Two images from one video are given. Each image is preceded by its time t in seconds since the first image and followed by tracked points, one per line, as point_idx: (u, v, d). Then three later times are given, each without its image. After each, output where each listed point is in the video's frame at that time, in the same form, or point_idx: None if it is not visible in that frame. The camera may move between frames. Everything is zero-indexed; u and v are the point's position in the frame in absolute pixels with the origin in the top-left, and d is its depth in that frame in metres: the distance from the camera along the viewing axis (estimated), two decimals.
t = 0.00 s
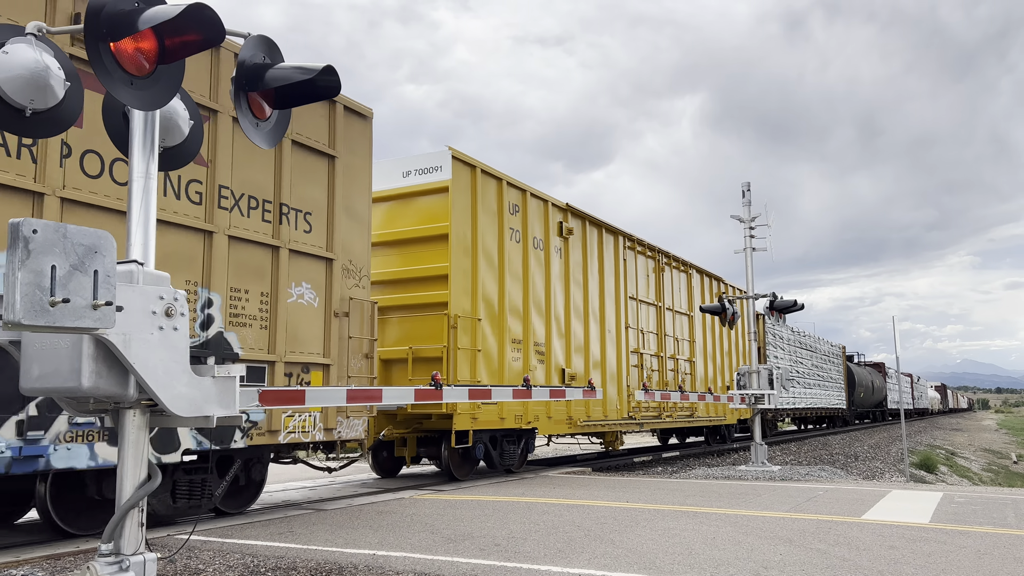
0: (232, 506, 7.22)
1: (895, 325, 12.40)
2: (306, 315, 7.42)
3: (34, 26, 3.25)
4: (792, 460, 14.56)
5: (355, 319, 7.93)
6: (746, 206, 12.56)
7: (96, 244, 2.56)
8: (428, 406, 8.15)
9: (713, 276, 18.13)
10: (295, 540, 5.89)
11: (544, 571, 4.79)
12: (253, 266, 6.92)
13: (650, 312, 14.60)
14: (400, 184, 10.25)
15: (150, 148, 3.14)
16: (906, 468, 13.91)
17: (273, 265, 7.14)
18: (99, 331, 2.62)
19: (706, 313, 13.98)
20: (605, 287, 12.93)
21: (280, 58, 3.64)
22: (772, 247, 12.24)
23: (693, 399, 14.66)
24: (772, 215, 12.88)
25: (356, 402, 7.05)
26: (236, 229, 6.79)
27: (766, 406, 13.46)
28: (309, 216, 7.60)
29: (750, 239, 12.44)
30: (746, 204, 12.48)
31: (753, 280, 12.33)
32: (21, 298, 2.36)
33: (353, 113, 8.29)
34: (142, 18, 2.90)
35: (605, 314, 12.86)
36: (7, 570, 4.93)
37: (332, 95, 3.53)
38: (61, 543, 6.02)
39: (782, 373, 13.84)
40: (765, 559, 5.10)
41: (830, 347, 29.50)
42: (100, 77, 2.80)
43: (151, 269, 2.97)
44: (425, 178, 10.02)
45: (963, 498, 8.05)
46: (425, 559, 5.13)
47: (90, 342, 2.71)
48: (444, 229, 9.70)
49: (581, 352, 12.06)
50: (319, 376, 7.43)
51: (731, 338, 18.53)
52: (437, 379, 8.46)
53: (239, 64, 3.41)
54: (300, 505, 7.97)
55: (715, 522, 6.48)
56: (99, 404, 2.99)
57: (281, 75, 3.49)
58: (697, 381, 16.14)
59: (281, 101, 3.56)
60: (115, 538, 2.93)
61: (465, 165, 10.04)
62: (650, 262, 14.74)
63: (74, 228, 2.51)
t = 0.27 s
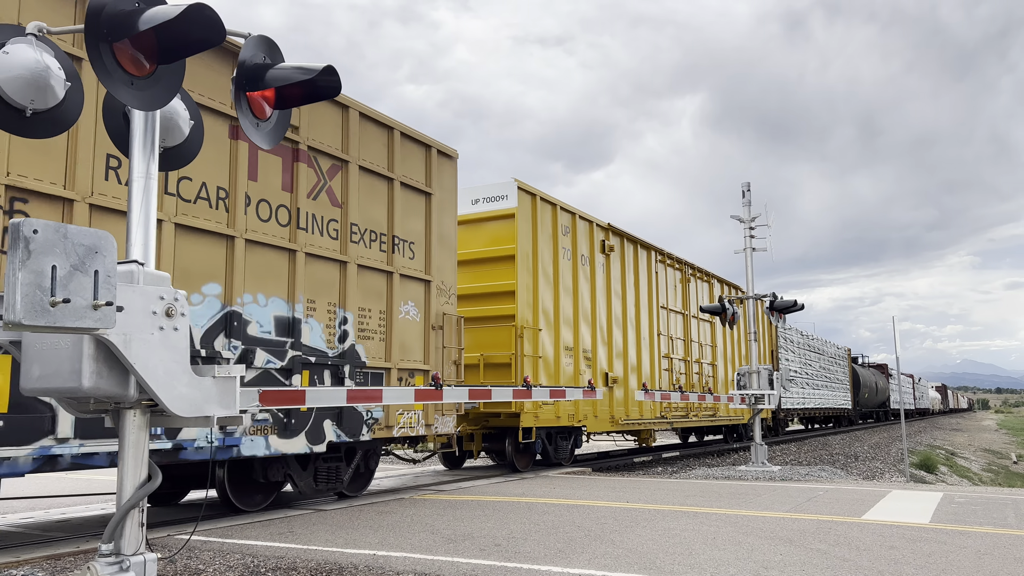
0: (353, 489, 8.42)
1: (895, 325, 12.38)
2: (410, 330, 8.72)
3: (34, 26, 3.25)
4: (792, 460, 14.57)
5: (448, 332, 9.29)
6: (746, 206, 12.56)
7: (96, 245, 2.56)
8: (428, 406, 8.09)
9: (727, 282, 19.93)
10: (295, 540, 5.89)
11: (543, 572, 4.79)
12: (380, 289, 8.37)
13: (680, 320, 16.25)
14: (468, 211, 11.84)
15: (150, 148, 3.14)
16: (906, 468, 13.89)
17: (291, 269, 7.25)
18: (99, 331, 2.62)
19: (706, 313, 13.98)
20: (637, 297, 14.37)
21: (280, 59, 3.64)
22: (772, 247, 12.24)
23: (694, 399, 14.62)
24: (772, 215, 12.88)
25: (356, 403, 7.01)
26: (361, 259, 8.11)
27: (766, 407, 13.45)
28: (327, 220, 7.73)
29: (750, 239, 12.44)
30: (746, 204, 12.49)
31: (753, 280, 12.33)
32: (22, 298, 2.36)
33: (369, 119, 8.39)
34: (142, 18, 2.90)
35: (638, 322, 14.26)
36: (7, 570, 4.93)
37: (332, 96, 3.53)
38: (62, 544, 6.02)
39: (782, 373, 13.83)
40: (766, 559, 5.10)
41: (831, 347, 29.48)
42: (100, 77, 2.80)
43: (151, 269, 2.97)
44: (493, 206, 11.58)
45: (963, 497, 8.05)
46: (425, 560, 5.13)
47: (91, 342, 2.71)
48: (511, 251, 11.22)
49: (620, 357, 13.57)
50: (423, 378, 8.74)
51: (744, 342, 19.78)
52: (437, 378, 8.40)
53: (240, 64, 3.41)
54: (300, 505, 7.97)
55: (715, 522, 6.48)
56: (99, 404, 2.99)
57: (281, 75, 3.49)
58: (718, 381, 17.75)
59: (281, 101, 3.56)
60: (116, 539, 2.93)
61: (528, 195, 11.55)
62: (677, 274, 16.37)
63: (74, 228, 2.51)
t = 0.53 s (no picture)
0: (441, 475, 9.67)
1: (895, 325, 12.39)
2: (485, 337, 9.93)
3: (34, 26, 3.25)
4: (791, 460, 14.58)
5: (518, 341, 10.50)
6: (745, 206, 12.57)
7: (96, 245, 2.56)
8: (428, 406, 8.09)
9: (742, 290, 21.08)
10: (295, 541, 5.90)
11: (543, 573, 4.78)
12: (465, 305, 9.63)
13: (705, 327, 17.29)
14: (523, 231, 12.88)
15: (150, 148, 3.14)
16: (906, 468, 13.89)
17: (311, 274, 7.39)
18: (99, 331, 2.62)
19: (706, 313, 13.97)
20: (669, 306, 15.35)
21: (280, 59, 3.64)
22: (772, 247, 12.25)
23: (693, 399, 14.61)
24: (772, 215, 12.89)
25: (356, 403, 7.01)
26: (450, 280, 9.40)
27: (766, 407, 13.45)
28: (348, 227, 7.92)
29: (750, 239, 12.44)
30: (746, 204, 12.49)
31: (753, 280, 12.33)
32: (22, 298, 2.36)
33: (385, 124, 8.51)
34: (142, 18, 2.90)
35: (671, 329, 15.28)
36: (6, 570, 4.93)
37: (332, 96, 3.53)
38: (62, 544, 6.02)
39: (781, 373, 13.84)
40: (765, 560, 5.11)
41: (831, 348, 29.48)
42: (100, 77, 2.80)
43: (151, 269, 2.97)
44: (547, 227, 12.59)
45: (963, 498, 8.06)
46: (426, 560, 5.13)
47: (91, 342, 2.71)
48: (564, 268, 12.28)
49: (654, 362, 14.51)
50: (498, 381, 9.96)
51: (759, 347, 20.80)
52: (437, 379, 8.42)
53: (240, 64, 3.41)
54: (300, 505, 7.97)
55: (715, 523, 6.49)
56: (99, 404, 2.99)
57: (281, 75, 3.49)
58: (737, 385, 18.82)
59: (281, 102, 3.56)
60: (116, 539, 2.93)
61: (577, 216, 12.65)
62: (701, 283, 17.41)
63: (75, 228, 2.51)
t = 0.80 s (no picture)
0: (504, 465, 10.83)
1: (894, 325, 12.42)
2: (546, 345, 11.35)
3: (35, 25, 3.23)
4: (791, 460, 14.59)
5: (571, 348, 11.87)
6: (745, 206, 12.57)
7: (97, 244, 2.56)
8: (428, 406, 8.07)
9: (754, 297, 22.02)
10: (295, 540, 5.90)
11: (543, 573, 4.77)
12: (530, 316, 11.14)
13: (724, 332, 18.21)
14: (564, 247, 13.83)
15: (150, 147, 3.14)
16: (906, 468, 13.88)
17: (412, 294, 8.81)
18: (100, 331, 2.62)
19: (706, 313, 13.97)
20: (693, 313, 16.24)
21: (281, 58, 3.64)
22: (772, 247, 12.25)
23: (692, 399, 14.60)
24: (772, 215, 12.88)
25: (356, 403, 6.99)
26: (488, 288, 10.18)
27: (765, 407, 13.45)
28: (434, 251, 9.26)
29: (750, 239, 12.44)
30: (746, 204, 12.49)
31: (752, 280, 12.33)
32: (22, 298, 2.36)
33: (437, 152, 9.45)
34: (142, 17, 2.89)
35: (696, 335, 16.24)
36: (6, 569, 4.93)
37: (333, 96, 3.53)
38: (61, 543, 6.00)
39: (781, 373, 13.84)
40: (765, 559, 5.10)
41: (831, 348, 29.48)
42: (101, 77, 2.79)
43: (152, 269, 2.97)
44: (585, 244, 13.53)
45: (962, 498, 8.06)
46: (425, 559, 5.13)
47: (91, 342, 2.70)
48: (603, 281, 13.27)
49: (681, 366, 15.43)
50: (555, 384, 11.34)
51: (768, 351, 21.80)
52: (437, 379, 8.43)
53: (240, 64, 3.41)
54: (300, 505, 7.97)
55: (715, 523, 6.48)
56: (99, 404, 2.99)
57: (281, 75, 3.48)
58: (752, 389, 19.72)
59: (282, 101, 3.55)
60: (115, 538, 2.93)
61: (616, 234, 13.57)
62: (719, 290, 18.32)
63: (75, 228, 2.51)
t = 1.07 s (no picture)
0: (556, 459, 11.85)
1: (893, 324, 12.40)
2: (591, 351, 12.47)
3: (33, 23, 3.25)
4: (790, 460, 14.58)
5: (613, 354, 12.93)
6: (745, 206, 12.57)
7: (96, 243, 2.56)
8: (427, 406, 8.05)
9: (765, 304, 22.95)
10: (294, 539, 5.89)
11: (543, 573, 4.75)
12: (580, 325, 12.30)
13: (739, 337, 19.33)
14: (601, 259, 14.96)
15: (150, 146, 3.13)
16: (905, 468, 13.87)
17: (488, 309, 9.97)
18: (99, 330, 2.62)
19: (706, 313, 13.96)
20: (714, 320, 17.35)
21: (281, 57, 3.63)
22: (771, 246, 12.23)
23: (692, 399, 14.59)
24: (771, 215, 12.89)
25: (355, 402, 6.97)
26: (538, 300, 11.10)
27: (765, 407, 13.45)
28: (504, 271, 10.43)
29: (749, 239, 12.44)
30: (745, 204, 12.49)
31: (752, 280, 12.34)
32: (21, 296, 2.35)
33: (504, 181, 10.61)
34: (142, 15, 2.88)
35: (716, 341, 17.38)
36: (4, 568, 4.93)
37: (333, 95, 3.53)
38: (60, 542, 6.00)
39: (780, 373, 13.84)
40: (765, 559, 5.10)
41: (832, 347, 29.46)
42: (101, 75, 2.79)
43: (151, 268, 2.97)
44: (620, 257, 14.68)
45: (962, 498, 8.06)
46: (425, 559, 5.12)
47: (90, 340, 2.70)
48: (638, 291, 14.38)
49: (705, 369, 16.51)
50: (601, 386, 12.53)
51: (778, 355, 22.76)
52: (437, 379, 8.43)
53: (240, 63, 3.40)
54: (299, 504, 7.96)
55: (714, 522, 6.48)
56: (99, 403, 2.98)
57: (281, 73, 3.48)
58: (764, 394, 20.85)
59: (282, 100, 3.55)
60: (115, 537, 2.93)
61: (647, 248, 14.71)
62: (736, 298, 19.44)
63: (74, 226, 2.51)
